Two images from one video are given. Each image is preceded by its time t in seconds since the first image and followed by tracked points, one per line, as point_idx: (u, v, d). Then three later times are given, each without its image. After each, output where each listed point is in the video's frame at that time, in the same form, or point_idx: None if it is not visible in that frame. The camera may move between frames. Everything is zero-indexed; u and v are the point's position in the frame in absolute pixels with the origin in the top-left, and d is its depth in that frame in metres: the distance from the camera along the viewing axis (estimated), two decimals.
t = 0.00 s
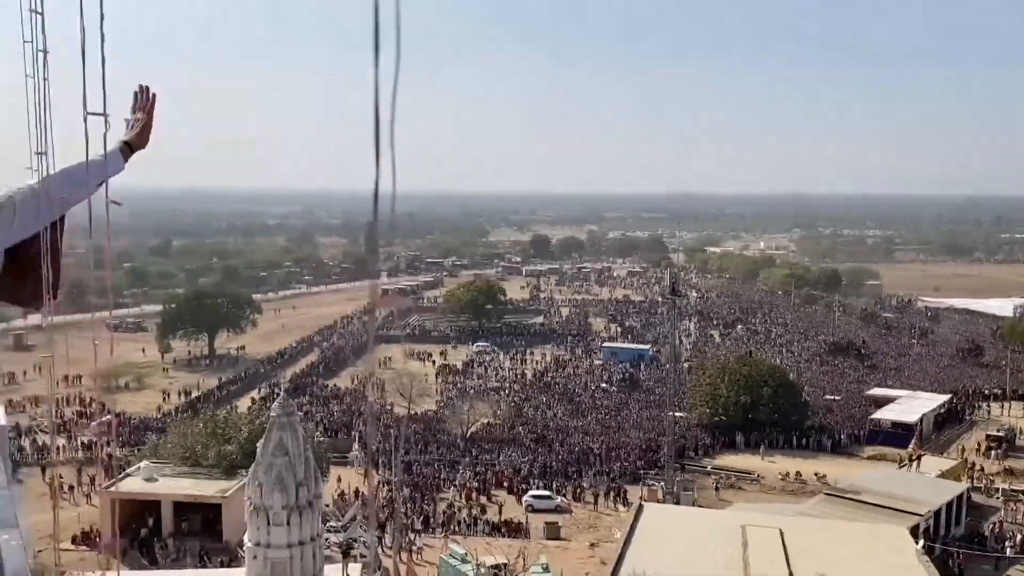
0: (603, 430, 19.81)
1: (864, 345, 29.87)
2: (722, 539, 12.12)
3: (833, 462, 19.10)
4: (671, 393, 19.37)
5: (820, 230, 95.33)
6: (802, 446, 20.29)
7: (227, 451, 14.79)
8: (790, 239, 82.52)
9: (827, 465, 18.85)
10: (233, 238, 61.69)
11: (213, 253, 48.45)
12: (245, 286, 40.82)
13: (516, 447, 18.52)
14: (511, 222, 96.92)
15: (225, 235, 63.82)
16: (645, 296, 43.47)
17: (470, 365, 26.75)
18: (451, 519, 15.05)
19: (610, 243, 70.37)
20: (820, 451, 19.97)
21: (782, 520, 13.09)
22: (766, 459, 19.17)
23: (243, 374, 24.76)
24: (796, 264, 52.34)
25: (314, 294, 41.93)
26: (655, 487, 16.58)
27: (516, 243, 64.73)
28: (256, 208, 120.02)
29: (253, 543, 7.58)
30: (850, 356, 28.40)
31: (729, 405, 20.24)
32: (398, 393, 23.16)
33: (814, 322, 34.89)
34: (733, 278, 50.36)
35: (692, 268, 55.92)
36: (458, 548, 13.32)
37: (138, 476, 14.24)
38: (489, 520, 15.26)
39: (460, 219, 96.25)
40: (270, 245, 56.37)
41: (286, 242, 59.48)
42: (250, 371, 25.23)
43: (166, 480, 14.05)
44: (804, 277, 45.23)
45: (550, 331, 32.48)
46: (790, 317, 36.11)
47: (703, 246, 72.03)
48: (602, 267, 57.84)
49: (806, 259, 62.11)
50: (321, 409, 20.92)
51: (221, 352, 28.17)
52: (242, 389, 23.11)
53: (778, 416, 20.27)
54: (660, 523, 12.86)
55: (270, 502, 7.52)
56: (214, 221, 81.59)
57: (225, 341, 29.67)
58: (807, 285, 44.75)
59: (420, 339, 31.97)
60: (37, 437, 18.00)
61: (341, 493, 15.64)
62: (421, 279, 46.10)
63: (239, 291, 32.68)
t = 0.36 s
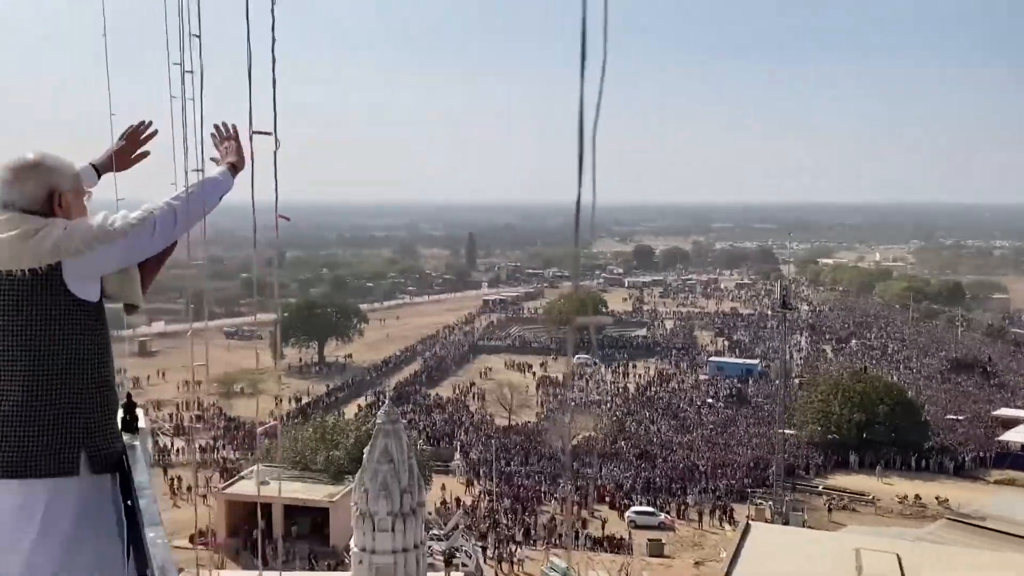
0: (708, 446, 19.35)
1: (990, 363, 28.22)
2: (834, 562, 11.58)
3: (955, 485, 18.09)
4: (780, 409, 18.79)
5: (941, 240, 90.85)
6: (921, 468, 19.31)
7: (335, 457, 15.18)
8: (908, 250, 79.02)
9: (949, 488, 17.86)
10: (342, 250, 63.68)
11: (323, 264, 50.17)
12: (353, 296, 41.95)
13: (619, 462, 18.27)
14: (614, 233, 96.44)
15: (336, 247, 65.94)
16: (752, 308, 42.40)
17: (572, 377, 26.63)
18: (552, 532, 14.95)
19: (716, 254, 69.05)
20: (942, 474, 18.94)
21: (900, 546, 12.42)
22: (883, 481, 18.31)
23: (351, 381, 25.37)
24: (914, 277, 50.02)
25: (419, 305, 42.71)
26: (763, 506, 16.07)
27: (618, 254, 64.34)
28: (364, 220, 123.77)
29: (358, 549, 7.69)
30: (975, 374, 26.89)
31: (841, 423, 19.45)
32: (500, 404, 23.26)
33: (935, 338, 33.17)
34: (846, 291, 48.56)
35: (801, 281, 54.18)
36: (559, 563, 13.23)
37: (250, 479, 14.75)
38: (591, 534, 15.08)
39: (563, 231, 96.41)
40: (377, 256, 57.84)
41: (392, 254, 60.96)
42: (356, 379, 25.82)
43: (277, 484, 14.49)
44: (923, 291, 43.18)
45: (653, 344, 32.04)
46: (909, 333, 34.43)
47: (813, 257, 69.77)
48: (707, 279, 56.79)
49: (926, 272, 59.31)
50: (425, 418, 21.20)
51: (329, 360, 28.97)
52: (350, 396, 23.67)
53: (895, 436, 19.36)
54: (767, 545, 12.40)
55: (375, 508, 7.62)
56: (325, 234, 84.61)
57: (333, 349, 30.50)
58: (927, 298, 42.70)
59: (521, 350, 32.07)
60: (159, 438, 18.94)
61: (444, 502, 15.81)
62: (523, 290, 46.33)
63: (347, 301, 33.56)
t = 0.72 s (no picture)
0: (773, 462, 18.96)
1: None
2: None
3: None
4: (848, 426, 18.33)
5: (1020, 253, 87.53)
6: (999, 489, 18.59)
7: (397, 465, 15.36)
8: (985, 263, 76.35)
9: None
10: (406, 260, 64.49)
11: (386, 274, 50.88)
12: (415, 306, 42.35)
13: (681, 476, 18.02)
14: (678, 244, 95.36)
15: (400, 257, 66.73)
16: (820, 322, 41.44)
17: (634, 389, 26.40)
18: (613, 546, 14.80)
19: (782, 266, 67.77)
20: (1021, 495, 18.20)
21: (975, 569, 11.97)
22: (957, 502, 17.67)
23: (413, 390, 25.61)
24: (992, 291, 48.28)
25: (480, 315, 42.92)
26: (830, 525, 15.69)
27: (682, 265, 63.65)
28: (427, 231, 124.91)
29: (420, 557, 7.75)
30: None
31: (913, 441, 18.85)
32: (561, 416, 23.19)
33: (1013, 354, 31.95)
34: (918, 304, 47.15)
35: (871, 294, 52.80)
36: None
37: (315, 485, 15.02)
38: (653, 549, 14.90)
39: (626, 242, 95.72)
40: (439, 267, 58.31)
41: (455, 264, 61.49)
42: (419, 387, 26.07)
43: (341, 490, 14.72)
44: (1002, 305, 41.64)
45: (717, 357, 31.56)
46: (985, 348, 33.25)
47: (884, 270, 67.92)
48: (773, 291, 55.75)
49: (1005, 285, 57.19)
50: (485, 427, 21.29)
51: (392, 368, 29.35)
52: (411, 405, 23.89)
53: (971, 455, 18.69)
54: (834, 564, 12.08)
55: (436, 517, 7.66)
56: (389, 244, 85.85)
57: (396, 358, 30.89)
58: (1006, 312, 41.15)
59: (582, 361, 31.94)
60: (228, 443, 19.44)
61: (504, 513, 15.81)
62: (584, 301, 46.23)
63: (409, 311, 33.92)
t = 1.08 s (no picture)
0: (789, 470, 18.87)
1: None
2: None
3: None
4: (865, 434, 18.22)
5: None
6: (1017, 500, 18.39)
7: (412, 470, 15.42)
8: (1004, 272, 75.68)
9: None
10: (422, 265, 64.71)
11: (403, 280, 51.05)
12: (430, 312, 42.49)
13: (695, 484, 17.97)
14: (694, 251, 95.18)
15: (416, 262, 66.98)
16: (837, 330, 41.25)
17: (648, 396, 26.36)
18: (627, 553, 14.78)
19: (799, 274, 67.48)
20: None
21: None
22: (975, 512, 17.50)
23: (428, 395, 25.68)
24: (1012, 300, 47.88)
25: (495, 320, 43.01)
26: (845, 535, 15.59)
27: (697, 272, 63.53)
28: (443, 236, 125.26)
29: (434, 561, 7.79)
30: None
31: (930, 450, 18.72)
32: (575, 422, 23.21)
33: None
34: (936, 313, 46.83)
35: (889, 302, 52.40)
36: None
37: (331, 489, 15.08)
38: (667, 557, 14.86)
39: (642, 249, 95.62)
40: (454, 273, 58.49)
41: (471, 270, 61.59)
42: (434, 393, 26.14)
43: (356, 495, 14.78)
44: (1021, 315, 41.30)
45: (733, 364, 31.48)
46: (1004, 358, 32.92)
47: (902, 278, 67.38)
48: (790, 299, 55.53)
49: None
50: (500, 433, 21.33)
51: (408, 373, 29.44)
52: (426, 410, 23.96)
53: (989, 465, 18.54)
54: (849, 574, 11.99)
55: (451, 522, 7.70)
56: (406, 250, 86.19)
57: (411, 364, 30.99)
58: None
59: (597, 368, 31.93)
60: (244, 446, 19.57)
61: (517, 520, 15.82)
62: (600, 308, 46.20)
63: (425, 317, 34.05)
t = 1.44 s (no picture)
0: (780, 473, 18.91)
1: None
2: None
3: None
4: (855, 436, 18.28)
5: None
6: (1006, 503, 18.45)
7: (403, 473, 15.39)
8: (993, 275, 76.10)
9: None
10: (414, 267, 64.68)
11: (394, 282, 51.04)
12: (422, 314, 42.42)
13: (686, 486, 17.99)
14: (684, 254, 95.37)
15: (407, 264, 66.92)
16: (827, 333, 41.38)
17: (639, 399, 26.38)
18: (618, 555, 14.77)
19: (789, 276, 67.71)
20: None
21: None
22: (965, 515, 17.55)
23: (419, 398, 25.62)
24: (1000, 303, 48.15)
25: (487, 322, 42.98)
26: (835, 537, 15.62)
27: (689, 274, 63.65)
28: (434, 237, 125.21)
29: (425, 565, 7.75)
30: None
31: (920, 453, 18.81)
32: (567, 424, 23.20)
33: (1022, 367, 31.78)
34: (926, 316, 47.04)
35: (879, 305, 52.60)
36: None
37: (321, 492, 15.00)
38: (658, 559, 14.85)
39: (632, 251, 95.78)
40: (446, 274, 58.44)
41: (462, 272, 61.57)
42: (425, 395, 26.08)
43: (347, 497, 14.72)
44: (1010, 318, 41.52)
45: (724, 367, 31.54)
46: (993, 361, 33.08)
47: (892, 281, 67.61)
48: (781, 301, 55.72)
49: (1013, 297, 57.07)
50: (492, 436, 21.29)
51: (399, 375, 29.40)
52: (417, 413, 23.91)
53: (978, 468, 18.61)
54: None
55: (441, 525, 7.66)
56: (398, 251, 86.19)
57: (402, 366, 30.93)
58: (1015, 325, 41.03)
59: (589, 370, 31.93)
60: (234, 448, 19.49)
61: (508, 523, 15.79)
62: (591, 310, 46.25)
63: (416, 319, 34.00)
